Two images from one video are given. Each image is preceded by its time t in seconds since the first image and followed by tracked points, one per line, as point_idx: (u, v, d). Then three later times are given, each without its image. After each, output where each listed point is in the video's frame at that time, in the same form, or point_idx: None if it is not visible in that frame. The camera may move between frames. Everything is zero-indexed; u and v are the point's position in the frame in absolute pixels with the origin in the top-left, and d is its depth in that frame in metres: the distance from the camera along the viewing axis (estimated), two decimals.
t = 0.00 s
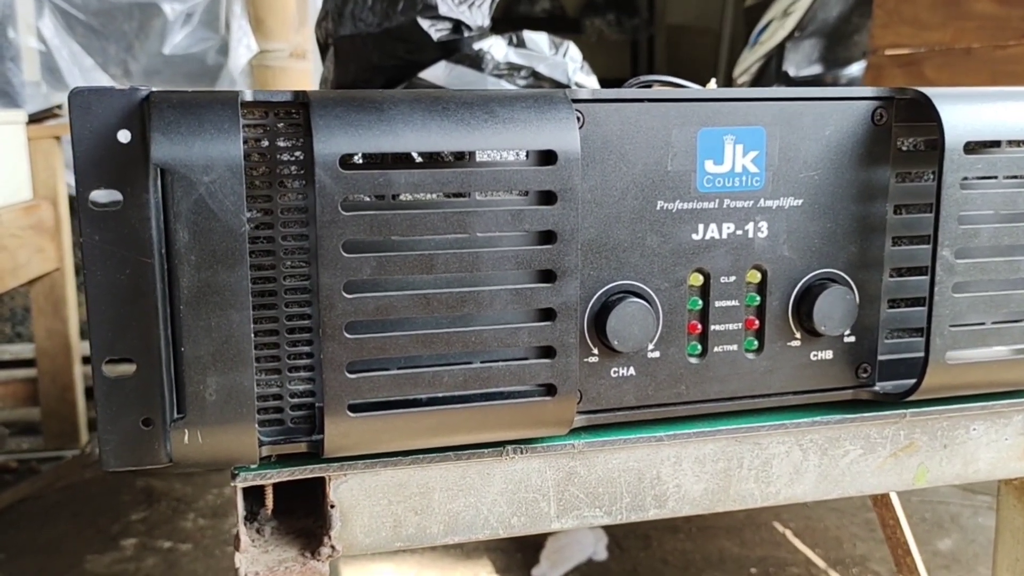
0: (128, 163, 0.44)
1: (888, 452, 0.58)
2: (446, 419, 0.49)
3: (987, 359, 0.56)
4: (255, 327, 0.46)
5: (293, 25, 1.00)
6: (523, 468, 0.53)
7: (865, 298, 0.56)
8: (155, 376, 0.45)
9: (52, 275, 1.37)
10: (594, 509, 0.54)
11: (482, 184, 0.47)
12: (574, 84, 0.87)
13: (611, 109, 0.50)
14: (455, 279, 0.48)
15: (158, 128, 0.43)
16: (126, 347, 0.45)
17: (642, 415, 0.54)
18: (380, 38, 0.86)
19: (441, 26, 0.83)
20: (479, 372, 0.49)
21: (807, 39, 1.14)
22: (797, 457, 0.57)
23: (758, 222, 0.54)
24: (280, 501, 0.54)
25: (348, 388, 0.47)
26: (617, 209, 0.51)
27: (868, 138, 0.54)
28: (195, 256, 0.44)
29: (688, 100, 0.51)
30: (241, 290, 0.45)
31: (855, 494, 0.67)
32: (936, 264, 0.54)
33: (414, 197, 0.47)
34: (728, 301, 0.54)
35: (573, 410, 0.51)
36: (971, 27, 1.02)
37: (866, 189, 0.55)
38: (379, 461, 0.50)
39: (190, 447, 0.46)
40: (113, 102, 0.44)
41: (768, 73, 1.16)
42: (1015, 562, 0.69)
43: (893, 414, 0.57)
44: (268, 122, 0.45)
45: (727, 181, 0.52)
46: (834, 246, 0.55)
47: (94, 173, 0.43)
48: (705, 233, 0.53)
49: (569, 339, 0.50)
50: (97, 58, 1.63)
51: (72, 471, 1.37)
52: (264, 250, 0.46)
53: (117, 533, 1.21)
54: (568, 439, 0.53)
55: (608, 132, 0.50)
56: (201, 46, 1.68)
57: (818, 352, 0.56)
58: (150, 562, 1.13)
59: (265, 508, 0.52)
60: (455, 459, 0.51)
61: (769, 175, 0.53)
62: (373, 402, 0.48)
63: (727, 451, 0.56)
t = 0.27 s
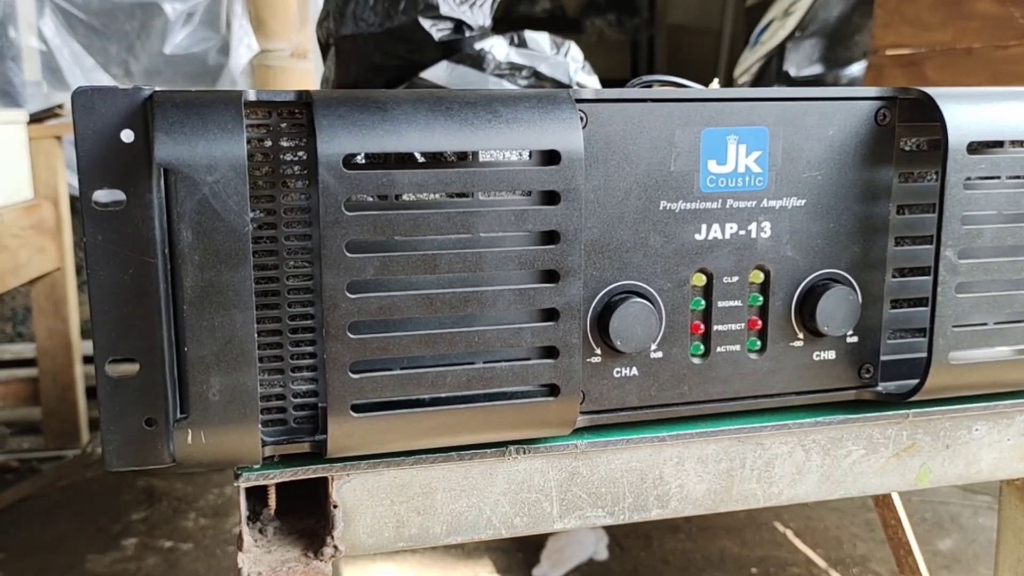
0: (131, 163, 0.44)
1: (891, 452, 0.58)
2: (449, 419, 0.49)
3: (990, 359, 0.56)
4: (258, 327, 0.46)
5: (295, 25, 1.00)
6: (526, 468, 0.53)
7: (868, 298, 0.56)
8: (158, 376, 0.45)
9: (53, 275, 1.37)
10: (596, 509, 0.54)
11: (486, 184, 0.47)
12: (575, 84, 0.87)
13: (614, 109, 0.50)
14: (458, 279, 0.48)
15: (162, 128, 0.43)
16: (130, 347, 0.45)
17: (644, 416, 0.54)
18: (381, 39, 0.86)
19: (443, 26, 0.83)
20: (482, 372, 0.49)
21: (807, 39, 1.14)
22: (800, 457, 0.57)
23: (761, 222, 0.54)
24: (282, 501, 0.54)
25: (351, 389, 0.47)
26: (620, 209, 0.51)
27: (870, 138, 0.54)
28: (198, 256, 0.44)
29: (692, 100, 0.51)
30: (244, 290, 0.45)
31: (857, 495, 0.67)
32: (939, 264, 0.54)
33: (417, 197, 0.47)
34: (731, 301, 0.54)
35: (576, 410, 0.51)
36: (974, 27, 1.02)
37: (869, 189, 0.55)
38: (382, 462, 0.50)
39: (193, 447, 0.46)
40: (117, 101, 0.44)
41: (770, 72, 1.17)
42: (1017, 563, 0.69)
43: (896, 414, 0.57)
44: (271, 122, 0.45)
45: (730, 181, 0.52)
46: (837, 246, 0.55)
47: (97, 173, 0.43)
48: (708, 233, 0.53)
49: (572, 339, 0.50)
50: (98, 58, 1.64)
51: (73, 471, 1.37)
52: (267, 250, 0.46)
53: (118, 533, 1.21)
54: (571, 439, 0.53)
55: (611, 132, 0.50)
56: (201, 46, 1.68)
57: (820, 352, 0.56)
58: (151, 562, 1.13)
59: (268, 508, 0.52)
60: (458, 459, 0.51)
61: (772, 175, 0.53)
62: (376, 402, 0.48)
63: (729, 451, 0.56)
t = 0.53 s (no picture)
0: (132, 161, 0.44)
1: (894, 452, 0.58)
2: (451, 418, 0.49)
3: (993, 358, 0.56)
4: (259, 326, 0.46)
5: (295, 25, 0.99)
6: (528, 468, 0.52)
7: (870, 297, 0.56)
8: (158, 375, 0.45)
9: (53, 274, 1.37)
10: (598, 509, 0.54)
11: (487, 182, 0.47)
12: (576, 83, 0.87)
13: (616, 108, 0.50)
14: (459, 278, 0.48)
15: (163, 126, 0.43)
16: (130, 345, 0.45)
17: (647, 415, 0.54)
18: (381, 38, 0.86)
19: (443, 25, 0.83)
20: (484, 371, 0.49)
21: (808, 39, 1.11)
22: (803, 456, 0.57)
23: (764, 221, 0.53)
24: (283, 501, 0.54)
25: (352, 388, 0.47)
26: (623, 207, 0.51)
27: (873, 137, 0.54)
28: (199, 254, 0.44)
29: (694, 98, 0.51)
30: (245, 289, 0.45)
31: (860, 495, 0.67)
32: (943, 263, 0.54)
33: (418, 195, 0.46)
34: (734, 300, 0.54)
35: (578, 410, 0.51)
36: (974, 26, 1.02)
37: (872, 187, 0.55)
38: (383, 461, 0.50)
39: (194, 447, 0.46)
40: (117, 99, 0.43)
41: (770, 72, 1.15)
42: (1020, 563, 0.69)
43: (899, 414, 0.57)
44: (272, 120, 0.45)
45: (733, 179, 0.52)
46: (839, 245, 0.55)
47: (98, 171, 0.43)
48: (710, 231, 0.53)
49: (574, 338, 0.50)
50: (98, 57, 1.64)
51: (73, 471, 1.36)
52: (268, 248, 0.45)
53: (117, 533, 1.21)
54: (573, 439, 0.53)
55: (613, 131, 0.50)
56: (201, 46, 1.68)
57: (823, 351, 0.56)
58: (151, 562, 1.13)
59: (268, 508, 0.52)
60: (459, 459, 0.51)
61: (775, 174, 0.53)
62: (378, 401, 0.48)
63: (732, 451, 0.55)
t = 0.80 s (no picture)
0: (132, 162, 0.43)
1: (893, 453, 0.58)
2: (451, 419, 0.49)
3: (993, 359, 0.56)
4: (258, 327, 0.46)
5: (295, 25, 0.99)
6: (527, 469, 0.52)
7: (870, 298, 0.56)
8: (158, 375, 0.45)
9: (53, 275, 1.37)
10: (598, 509, 0.54)
11: (487, 183, 0.47)
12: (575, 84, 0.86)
13: (616, 109, 0.50)
14: (459, 279, 0.48)
15: (162, 127, 0.43)
16: (130, 346, 0.45)
17: (646, 416, 0.54)
18: (381, 38, 0.86)
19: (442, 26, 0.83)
20: (484, 372, 0.49)
21: (808, 39, 1.09)
22: (802, 457, 0.57)
23: (764, 222, 0.53)
24: (283, 502, 0.54)
25: (352, 389, 0.47)
26: (622, 208, 0.51)
27: (873, 138, 0.54)
28: (198, 254, 0.44)
29: (694, 99, 0.51)
30: (245, 289, 0.45)
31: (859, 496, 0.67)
32: (942, 264, 0.54)
33: (417, 196, 0.46)
34: (733, 301, 0.54)
35: (577, 411, 0.51)
36: (976, 27, 1.02)
37: (871, 188, 0.55)
38: (383, 462, 0.50)
39: (193, 447, 0.46)
40: (117, 99, 0.43)
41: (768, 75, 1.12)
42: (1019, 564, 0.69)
43: (898, 415, 0.57)
44: (272, 121, 0.45)
45: (733, 180, 0.52)
46: (839, 245, 0.55)
47: (97, 171, 0.43)
48: (710, 232, 0.53)
49: (573, 339, 0.50)
50: (98, 57, 1.64)
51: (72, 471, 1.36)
52: (267, 249, 0.45)
53: (117, 533, 1.21)
54: (572, 439, 0.53)
55: (613, 132, 0.50)
56: (201, 46, 1.68)
57: (823, 352, 0.56)
58: (150, 562, 1.12)
59: (268, 508, 0.52)
60: (459, 460, 0.51)
61: (775, 174, 0.53)
62: (377, 402, 0.48)
63: (731, 451, 0.55)
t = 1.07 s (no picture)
0: (129, 164, 0.44)
1: (888, 454, 0.58)
2: (447, 420, 0.49)
3: (987, 361, 0.57)
4: (255, 328, 0.46)
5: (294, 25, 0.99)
6: (523, 469, 0.53)
7: (865, 300, 0.56)
8: (155, 376, 0.45)
9: (53, 276, 1.38)
10: (594, 510, 0.54)
11: (483, 185, 0.47)
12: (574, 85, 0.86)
13: (612, 111, 0.50)
14: (454, 280, 0.48)
15: (160, 129, 0.43)
16: (128, 347, 0.45)
17: (642, 417, 0.54)
18: (380, 39, 0.86)
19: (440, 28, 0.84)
20: (479, 373, 0.49)
21: (807, 40, 1.11)
22: (797, 458, 0.57)
23: (759, 224, 0.54)
24: (280, 502, 0.55)
25: (348, 390, 0.47)
26: (618, 210, 0.51)
27: (868, 140, 0.54)
28: (195, 256, 0.44)
29: (689, 102, 0.51)
30: (242, 291, 0.45)
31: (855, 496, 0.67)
32: (936, 265, 0.54)
33: (413, 198, 0.47)
34: (729, 302, 0.54)
35: (573, 412, 0.51)
36: (975, 27, 1.01)
37: (866, 190, 0.55)
38: (379, 463, 0.50)
39: (191, 448, 0.46)
40: (115, 102, 0.44)
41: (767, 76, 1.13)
42: (1015, 564, 0.69)
43: (893, 416, 0.57)
44: (269, 123, 0.45)
45: (728, 182, 0.53)
46: (834, 247, 0.55)
47: (96, 174, 0.43)
48: (705, 234, 0.53)
49: (569, 340, 0.50)
50: (98, 58, 1.65)
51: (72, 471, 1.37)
52: (265, 251, 0.46)
53: (117, 533, 1.21)
54: (568, 440, 0.53)
55: (609, 134, 0.50)
56: (201, 47, 1.69)
57: (817, 353, 0.56)
58: (150, 562, 1.13)
59: (265, 509, 0.52)
60: (455, 460, 0.51)
61: (770, 177, 0.53)
62: (373, 403, 0.48)
63: (727, 452, 0.56)
